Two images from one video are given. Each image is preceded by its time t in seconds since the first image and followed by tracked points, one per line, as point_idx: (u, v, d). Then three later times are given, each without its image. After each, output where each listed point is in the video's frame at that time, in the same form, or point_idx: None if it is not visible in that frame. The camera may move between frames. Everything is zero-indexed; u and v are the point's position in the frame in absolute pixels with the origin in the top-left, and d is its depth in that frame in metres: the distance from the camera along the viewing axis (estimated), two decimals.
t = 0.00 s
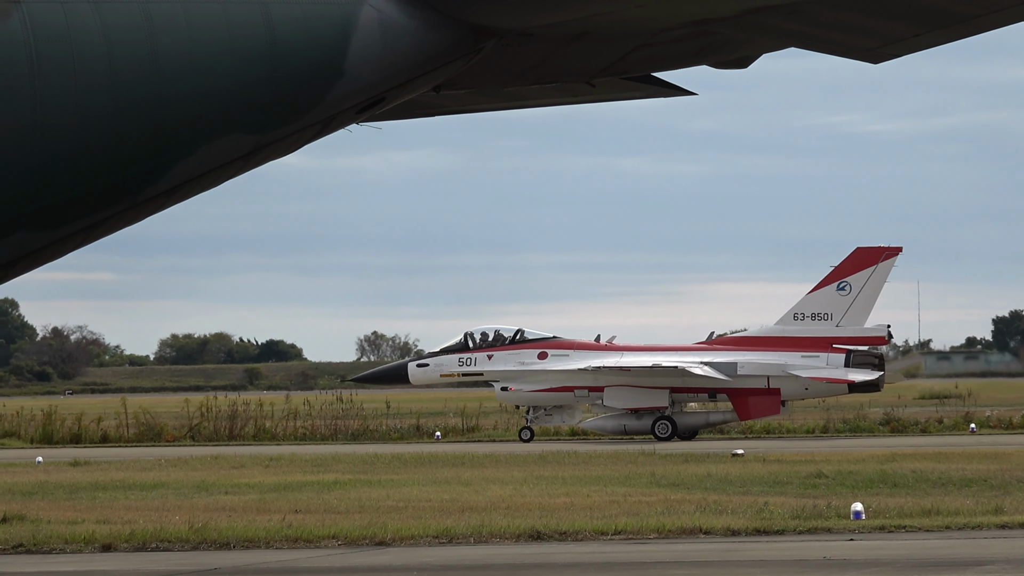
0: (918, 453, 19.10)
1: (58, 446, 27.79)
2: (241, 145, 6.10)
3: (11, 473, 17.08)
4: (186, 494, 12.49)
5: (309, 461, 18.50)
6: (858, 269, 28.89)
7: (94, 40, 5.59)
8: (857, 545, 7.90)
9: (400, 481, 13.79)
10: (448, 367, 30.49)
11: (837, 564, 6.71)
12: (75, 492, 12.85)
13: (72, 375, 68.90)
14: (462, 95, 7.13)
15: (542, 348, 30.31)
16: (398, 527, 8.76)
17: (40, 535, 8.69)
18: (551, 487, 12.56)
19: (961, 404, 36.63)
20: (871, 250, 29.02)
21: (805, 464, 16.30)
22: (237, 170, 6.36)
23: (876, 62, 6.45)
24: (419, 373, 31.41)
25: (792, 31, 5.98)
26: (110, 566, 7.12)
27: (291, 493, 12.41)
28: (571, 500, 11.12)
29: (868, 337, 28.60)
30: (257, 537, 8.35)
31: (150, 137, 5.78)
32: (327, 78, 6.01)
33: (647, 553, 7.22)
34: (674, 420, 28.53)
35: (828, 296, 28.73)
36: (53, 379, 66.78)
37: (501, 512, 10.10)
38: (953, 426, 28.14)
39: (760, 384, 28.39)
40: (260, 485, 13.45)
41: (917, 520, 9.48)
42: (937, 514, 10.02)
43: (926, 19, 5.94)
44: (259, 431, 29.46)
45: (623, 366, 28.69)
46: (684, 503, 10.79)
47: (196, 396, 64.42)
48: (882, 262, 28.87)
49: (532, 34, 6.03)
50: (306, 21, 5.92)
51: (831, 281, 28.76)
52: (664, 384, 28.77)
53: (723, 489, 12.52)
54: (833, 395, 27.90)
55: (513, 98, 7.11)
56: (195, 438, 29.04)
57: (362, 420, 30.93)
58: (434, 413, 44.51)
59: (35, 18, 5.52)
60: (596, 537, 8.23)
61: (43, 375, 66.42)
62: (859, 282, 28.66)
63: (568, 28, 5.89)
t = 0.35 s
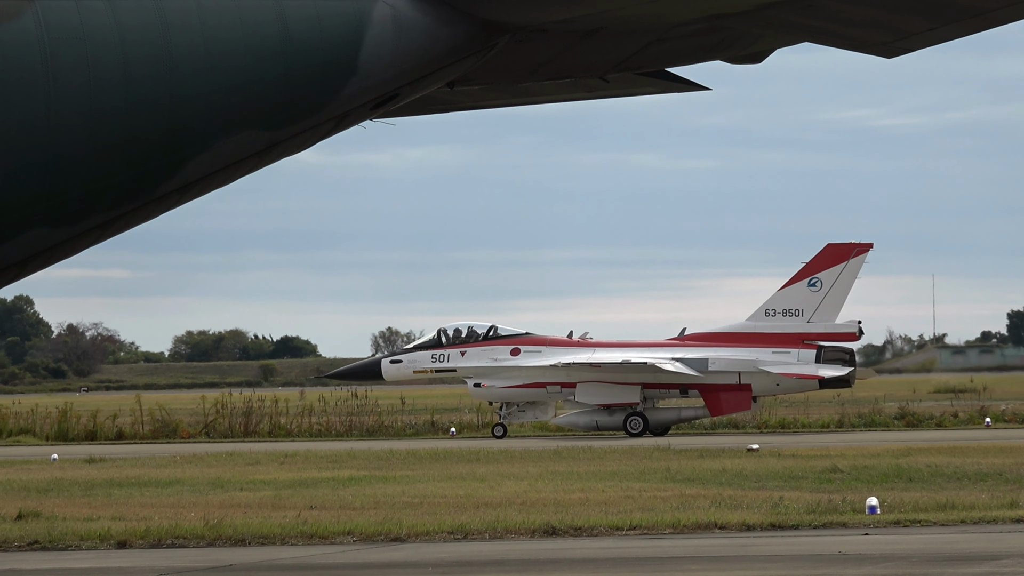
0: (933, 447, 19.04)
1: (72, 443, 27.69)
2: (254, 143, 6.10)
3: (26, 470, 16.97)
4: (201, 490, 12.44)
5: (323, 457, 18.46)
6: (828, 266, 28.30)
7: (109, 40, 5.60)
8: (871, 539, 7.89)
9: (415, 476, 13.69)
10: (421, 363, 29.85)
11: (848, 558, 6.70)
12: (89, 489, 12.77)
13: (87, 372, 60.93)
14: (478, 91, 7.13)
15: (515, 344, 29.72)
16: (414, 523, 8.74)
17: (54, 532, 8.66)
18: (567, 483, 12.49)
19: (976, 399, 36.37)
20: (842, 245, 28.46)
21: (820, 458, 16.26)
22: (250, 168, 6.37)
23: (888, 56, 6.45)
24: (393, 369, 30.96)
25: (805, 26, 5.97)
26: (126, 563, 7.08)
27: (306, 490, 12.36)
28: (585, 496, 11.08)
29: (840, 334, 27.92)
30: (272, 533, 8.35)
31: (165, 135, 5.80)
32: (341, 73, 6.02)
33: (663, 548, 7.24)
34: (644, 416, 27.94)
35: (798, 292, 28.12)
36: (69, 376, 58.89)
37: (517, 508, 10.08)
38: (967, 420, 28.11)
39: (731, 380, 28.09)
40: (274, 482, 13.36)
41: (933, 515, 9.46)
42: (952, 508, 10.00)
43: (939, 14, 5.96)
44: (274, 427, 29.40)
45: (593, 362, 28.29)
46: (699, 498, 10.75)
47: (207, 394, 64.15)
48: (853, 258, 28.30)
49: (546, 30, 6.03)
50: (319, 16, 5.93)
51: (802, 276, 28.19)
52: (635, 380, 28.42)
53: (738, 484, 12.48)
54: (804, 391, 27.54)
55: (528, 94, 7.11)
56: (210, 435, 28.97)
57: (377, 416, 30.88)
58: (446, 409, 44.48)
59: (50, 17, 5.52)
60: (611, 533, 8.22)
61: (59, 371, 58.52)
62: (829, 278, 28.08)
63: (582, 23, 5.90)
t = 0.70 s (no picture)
0: (950, 442, 18.99)
1: (90, 438, 27.78)
2: (271, 137, 6.12)
3: (44, 465, 16.99)
4: (219, 486, 12.48)
5: (342, 452, 18.56)
6: (803, 262, 29.86)
7: (126, 37, 5.61)
8: (891, 534, 7.89)
9: (432, 472, 13.71)
10: (398, 360, 31.51)
11: (869, 553, 6.68)
12: (109, 485, 12.81)
13: (106, 368, 57.40)
14: (496, 86, 7.09)
15: (490, 340, 31.19)
16: (431, 518, 8.75)
17: (73, 528, 8.67)
18: (584, 478, 12.60)
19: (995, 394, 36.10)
20: (815, 242, 29.99)
21: (839, 453, 16.25)
22: (267, 163, 6.39)
23: (906, 50, 6.42)
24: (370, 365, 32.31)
25: (821, 21, 5.95)
26: (148, 559, 7.09)
27: (325, 485, 12.42)
28: (604, 490, 11.14)
29: (812, 329, 29.45)
30: (290, 529, 8.33)
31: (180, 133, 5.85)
32: (357, 68, 6.01)
33: (683, 543, 7.25)
34: (619, 412, 29.16)
35: (773, 288, 29.71)
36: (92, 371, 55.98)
37: (535, 502, 10.12)
38: (986, 414, 28.02)
39: (706, 376, 29.43)
40: (294, 477, 13.40)
41: (951, 509, 9.46)
42: (971, 503, 9.98)
43: (958, 8, 5.92)
44: (292, 423, 29.37)
45: (566, 359, 29.63)
46: (718, 493, 10.78)
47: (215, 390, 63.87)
48: (826, 254, 29.86)
49: (562, 24, 6.00)
50: (336, 10, 5.91)
51: (776, 273, 29.75)
52: (609, 376, 29.80)
53: (757, 479, 12.51)
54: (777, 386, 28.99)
55: (545, 89, 7.07)
56: (228, 431, 29.04)
57: (394, 411, 30.88)
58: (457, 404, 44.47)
59: (66, 15, 5.51)
60: (631, 528, 8.22)
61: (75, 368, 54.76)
62: (803, 274, 29.65)
63: (599, 18, 5.86)
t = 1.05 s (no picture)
0: (970, 438, 18.89)
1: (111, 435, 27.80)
2: (292, 134, 6.12)
3: (65, 462, 17.05)
4: (240, 483, 12.45)
5: (362, 449, 18.56)
6: (779, 258, 29.95)
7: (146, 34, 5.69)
8: (912, 530, 7.90)
9: (453, 468, 13.71)
10: (376, 358, 31.26)
11: (889, 550, 6.67)
12: (129, 482, 12.86)
13: (126, 364, 57.92)
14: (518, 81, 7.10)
15: (468, 338, 31.04)
16: (452, 514, 8.75)
17: (95, 524, 8.69)
18: (604, 474, 12.62)
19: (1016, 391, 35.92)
20: (790, 239, 30.11)
21: (860, 450, 16.23)
22: (290, 160, 6.38)
23: (926, 46, 6.44)
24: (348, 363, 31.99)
25: (839, 17, 5.96)
26: (167, 556, 7.08)
27: (345, 482, 12.42)
28: (624, 487, 11.14)
29: (788, 325, 29.44)
30: (310, 526, 8.33)
31: (200, 129, 5.86)
32: (377, 62, 5.99)
33: (707, 538, 7.24)
34: (595, 409, 29.13)
35: (749, 284, 29.76)
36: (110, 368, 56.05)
37: (555, 499, 10.10)
38: (1007, 409, 27.93)
39: (682, 372, 29.26)
40: (314, 473, 13.39)
41: (971, 505, 9.44)
42: (991, 500, 9.97)
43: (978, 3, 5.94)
44: (313, 420, 29.41)
45: (543, 357, 29.51)
46: (738, 489, 10.78)
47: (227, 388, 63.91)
48: (801, 251, 29.98)
49: (583, 20, 6.01)
50: (355, 6, 5.91)
51: (752, 270, 29.80)
52: (586, 373, 29.58)
53: (777, 475, 12.51)
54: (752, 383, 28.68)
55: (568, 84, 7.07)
56: (249, 428, 29.06)
57: (415, 408, 31.00)
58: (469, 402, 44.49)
59: (87, 14, 5.63)
60: (651, 523, 8.23)
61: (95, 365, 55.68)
62: (778, 271, 29.73)
63: (620, 14, 5.86)
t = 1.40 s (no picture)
0: (993, 434, 18.77)
1: (135, 432, 27.71)
2: (314, 132, 6.09)
3: (91, 460, 17.03)
4: (265, 481, 12.42)
5: (388, 446, 18.48)
6: (758, 256, 29.15)
7: (168, 32, 5.71)
8: (935, 527, 7.88)
9: (478, 465, 13.68)
10: (358, 357, 30.57)
11: (911, 546, 6.66)
12: (154, 480, 12.83)
13: (149, 363, 57.61)
14: (538, 79, 7.05)
15: (450, 337, 30.37)
16: (475, 513, 8.74)
17: (119, 522, 8.69)
18: (629, 471, 12.57)
19: None
20: (769, 236, 29.34)
21: (883, 447, 16.18)
22: (313, 160, 6.36)
23: (949, 42, 6.42)
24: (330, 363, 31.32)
25: (863, 12, 5.89)
26: (190, 554, 7.09)
27: (370, 479, 12.42)
28: (648, 484, 11.14)
29: (767, 323, 29.00)
30: (336, 523, 8.35)
31: (223, 126, 5.87)
32: (400, 59, 5.98)
33: (728, 536, 7.21)
34: (575, 407, 28.64)
35: (727, 283, 29.03)
36: (131, 367, 56.36)
37: (580, 496, 10.09)
38: None
39: (662, 370, 28.88)
40: (340, 471, 13.33)
41: (996, 502, 9.40)
42: (1015, 496, 9.92)
43: None
44: (337, 417, 29.43)
45: (523, 355, 28.89)
46: (763, 486, 10.77)
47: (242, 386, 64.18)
48: (781, 248, 29.23)
49: (604, 18, 5.95)
50: (377, 4, 5.91)
51: (731, 267, 29.03)
52: (567, 371, 28.94)
53: (801, 472, 12.45)
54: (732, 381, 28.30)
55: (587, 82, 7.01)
56: (273, 425, 28.97)
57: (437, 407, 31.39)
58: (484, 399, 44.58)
59: (108, 12, 5.66)
60: (675, 521, 8.21)
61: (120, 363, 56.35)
62: (758, 269, 28.94)
63: (642, 11, 5.80)
